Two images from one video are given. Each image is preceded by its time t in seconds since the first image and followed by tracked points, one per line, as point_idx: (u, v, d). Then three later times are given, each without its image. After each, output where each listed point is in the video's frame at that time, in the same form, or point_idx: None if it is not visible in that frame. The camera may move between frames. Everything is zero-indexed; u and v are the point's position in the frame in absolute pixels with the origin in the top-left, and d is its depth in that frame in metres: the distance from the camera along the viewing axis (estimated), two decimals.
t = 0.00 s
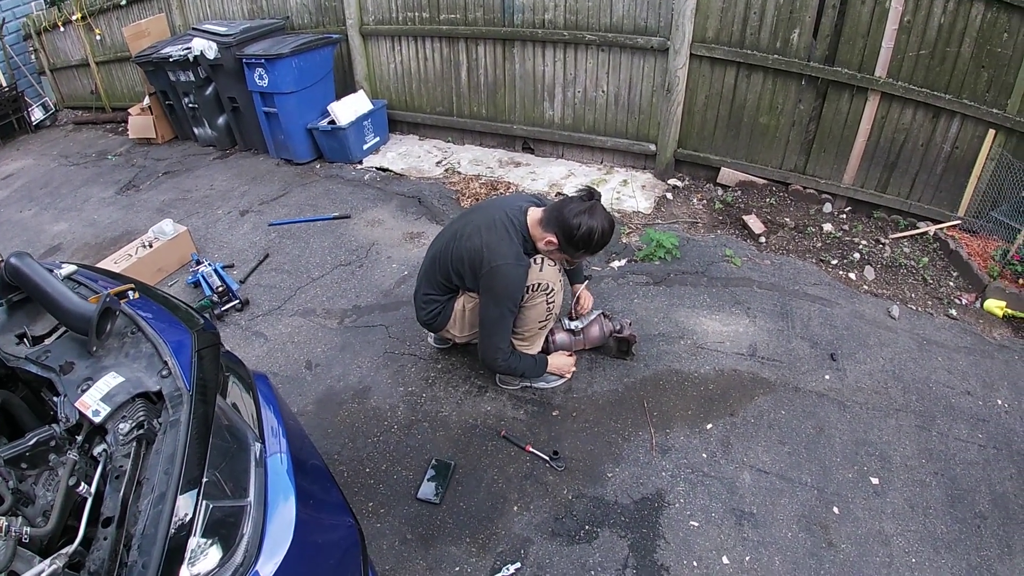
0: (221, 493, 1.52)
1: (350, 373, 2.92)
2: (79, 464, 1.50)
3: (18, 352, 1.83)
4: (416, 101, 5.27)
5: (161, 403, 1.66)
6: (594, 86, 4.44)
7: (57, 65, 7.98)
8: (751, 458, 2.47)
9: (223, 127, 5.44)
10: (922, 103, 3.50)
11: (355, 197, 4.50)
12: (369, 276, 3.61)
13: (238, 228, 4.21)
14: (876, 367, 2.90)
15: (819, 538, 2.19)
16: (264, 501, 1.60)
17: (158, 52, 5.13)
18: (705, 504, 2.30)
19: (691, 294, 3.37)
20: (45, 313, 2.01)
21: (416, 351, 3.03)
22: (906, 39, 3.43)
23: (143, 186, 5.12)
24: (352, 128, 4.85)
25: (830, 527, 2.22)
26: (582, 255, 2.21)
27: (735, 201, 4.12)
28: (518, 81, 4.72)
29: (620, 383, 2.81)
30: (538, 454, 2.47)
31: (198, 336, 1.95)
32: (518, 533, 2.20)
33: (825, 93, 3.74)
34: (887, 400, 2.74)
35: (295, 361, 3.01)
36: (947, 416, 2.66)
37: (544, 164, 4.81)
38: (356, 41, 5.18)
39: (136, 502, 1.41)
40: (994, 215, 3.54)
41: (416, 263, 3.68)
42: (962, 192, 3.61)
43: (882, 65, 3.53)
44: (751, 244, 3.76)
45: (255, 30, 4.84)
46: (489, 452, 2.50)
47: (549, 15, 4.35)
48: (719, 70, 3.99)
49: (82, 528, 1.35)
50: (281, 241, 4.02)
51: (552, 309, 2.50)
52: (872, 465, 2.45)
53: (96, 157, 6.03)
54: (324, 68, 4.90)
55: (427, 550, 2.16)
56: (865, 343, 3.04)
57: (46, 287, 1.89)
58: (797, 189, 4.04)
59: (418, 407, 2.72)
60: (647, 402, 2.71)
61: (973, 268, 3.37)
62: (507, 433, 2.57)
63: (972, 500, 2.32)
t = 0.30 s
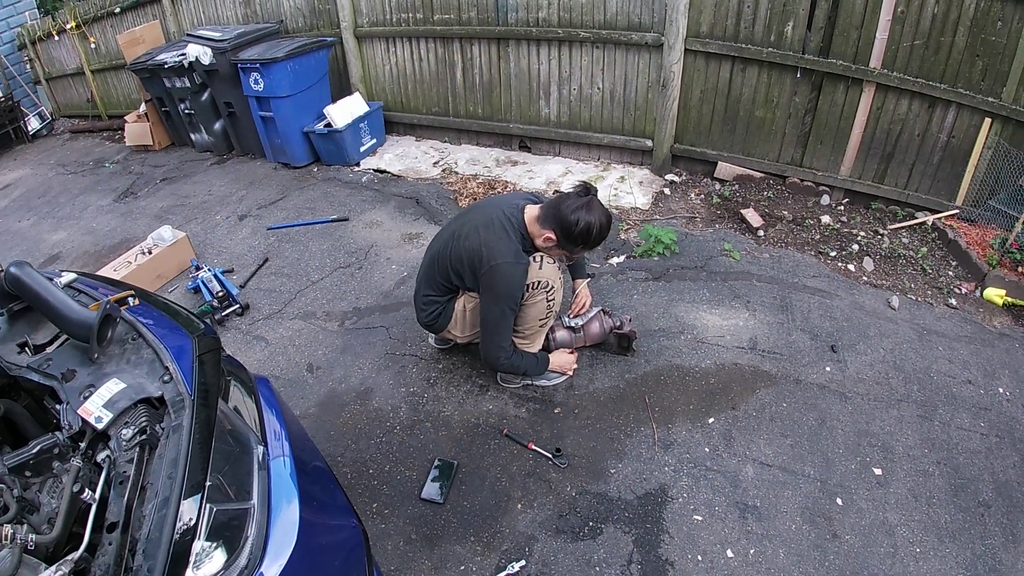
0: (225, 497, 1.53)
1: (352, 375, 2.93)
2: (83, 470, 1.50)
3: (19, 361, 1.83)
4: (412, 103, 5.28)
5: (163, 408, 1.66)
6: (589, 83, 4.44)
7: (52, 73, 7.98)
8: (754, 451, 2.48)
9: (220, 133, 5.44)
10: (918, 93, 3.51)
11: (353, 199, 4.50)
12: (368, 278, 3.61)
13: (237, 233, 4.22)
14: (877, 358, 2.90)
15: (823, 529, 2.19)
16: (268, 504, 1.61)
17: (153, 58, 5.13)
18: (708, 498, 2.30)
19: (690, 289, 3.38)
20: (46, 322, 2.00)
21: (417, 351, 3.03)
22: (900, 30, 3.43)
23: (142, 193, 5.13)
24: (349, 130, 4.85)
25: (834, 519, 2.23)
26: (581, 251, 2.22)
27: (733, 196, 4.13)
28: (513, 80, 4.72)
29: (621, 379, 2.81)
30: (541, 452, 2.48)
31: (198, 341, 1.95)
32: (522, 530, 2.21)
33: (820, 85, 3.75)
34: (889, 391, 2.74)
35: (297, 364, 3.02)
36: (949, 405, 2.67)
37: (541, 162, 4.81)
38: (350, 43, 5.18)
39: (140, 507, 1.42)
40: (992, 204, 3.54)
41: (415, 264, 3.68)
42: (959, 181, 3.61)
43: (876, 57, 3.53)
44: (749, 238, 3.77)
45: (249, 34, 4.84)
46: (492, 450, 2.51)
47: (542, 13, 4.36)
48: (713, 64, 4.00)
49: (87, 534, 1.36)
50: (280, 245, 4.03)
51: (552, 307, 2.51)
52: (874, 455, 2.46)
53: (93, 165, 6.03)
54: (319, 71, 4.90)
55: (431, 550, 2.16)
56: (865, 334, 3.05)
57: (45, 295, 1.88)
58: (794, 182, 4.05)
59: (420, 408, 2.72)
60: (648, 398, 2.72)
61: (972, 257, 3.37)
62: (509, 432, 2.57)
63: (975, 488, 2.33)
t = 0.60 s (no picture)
0: (226, 498, 1.54)
1: (353, 377, 2.93)
2: (86, 473, 1.50)
3: (21, 365, 1.84)
4: (410, 104, 5.28)
5: (164, 411, 1.67)
6: (587, 82, 4.45)
7: (51, 79, 8.00)
8: (755, 448, 2.48)
9: (219, 136, 5.45)
10: (915, 88, 3.51)
11: (353, 201, 4.50)
12: (368, 280, 3.62)
13: (237, 236, 4.22)
14: (877, 353, 2.91)
15: (825, 525, 2.19)
16: (270, 505, 1.62)
17: (151, 63, 5.14)
18: (710, 495, 2.30)
19: (690, 287, 3.38)
20: (47, 327, 2.01)
21: (418, 352, 3.04)
22: (897, 25, 3.43)
23: (142, 197, 5.14)
24: (348, 133, 4.86)
25: (836, 515, 2.23)
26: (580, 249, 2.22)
27: (732, 193, 4.13)
28: (511, 80, 4.73)
29: (622, 377, 2.82)
30: (542, 451, 2.48)
31: (199, 343, 1.96)
32: (524, 530, 2.21)
33: (818, 82, 3.75)
34: (890, 386, 2.74)
35: (298, 366, 3.02)
36: (950, 400, 2.67)
37: (540, 162, 4.82)
38: (348, 46, 5.18)
39: (142, 508, 1.42)
40: (991, 198, 3.54)
41: (415, 265, 3.69)
42: (958, 176, 3.61)
43: (873, 52, 3.53)
44: (749, 235, 3.77)
45: (247, 38, 4.86)
46: (493, 450, 2.51)
47: (539, 13, 4.36)
48: (711, 62, 4.00)
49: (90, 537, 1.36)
50: (280, 247, 4.03)
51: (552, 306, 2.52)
52: (876, 451, 2.46)
53: (93, 170, 6.04)
54: (317, 74, 4.91)
55: (434, 550, 2.17)
56: (866, 330, 3.05)
57: (48, 300, 1.90)
58: (793, 179, 4.04)
59: (421, 409, 2.73)
60: (649, 396, 2.72)
61: (971, 252, 3.38)
62: (510, 431, 2.58)
63: (977, 483, 2.33)
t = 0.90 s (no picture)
0: (230, 504, 1.54)
1: (358, 383, 2.94)
2: (92, 482, 1.53)
3: (26, 377, 1.85)
4: (410, 110, 5.30)
5: (168, 419, 1.68)
6: (586, 84, 4.45)
7: (52, 93, 8.04)
8: (761, 446, 2.48)
9: (221, 146, 5.47)
10: (915, 81, 3.50)
11: (356, 208, 4.52)
12: (372, 286, 3.63)
13: (241, 246, 4.24)
14: (882, 348, 2.90)
15: (833, 521, 2.19)
16: (274, 512, 1.62)
17: (151, 75, 5.17)
18: (717, 494, 2.30)
19: (694, 286, 3.38)
20: (52, 338, 2.02)
21: (423, 357, 3.04)
22: (895, 19, 3.43)
23: (145, 209, 5.16)
24: (349, 140, 4.88)
25: (843, 511, 2.23)
26: (584, 249, 2.22)
27: (734, 191, 4.13)
28: (511, 84, 4.74)
29: (627, 378, 2.82)
30: (549, 453, 2.48)
31: (203, 352, 1.97)
32: (532, 532, 2.21)
33: (816, 77, 3.75)
34: (895, 380, 2.74)
35: (304, 374, 3.03)
36: (956, 393, 2.66)
37: (541, 164, 4.82)
38: (347, 53, 5.20)
39: (147, 516, 1.43)
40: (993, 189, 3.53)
41: (419, 271, 3.70)
42: (960, 168, 3.59)
43: (871, 47, 3.53)
44: (751, 233, 3.77)
45: (247, 48, 4.87)
46: (499, 453, 2.52)
47: (537, 16, 4.37)
48: (710, 60, 4.00)
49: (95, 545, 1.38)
50: (285, 256, 4.05)
51: (556, 308, 2.53)
52: (883, 446, 2.46)
53: (96, 183, 6.07)
54: (317, 82, 4.93)
55: (442, 554, 2.17)
56: (871, 325, 3.04)
57: (50, 311, 1.89)
58: (794, 175, 4.04)
59: (426, 413, 2.74)
60: (654, 396, 2.72)
61: (975, 244, 3.37)
62: (516, 434, 2.58)
63: (985, 475, 2.33)
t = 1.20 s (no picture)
0: (269, 517, 1.56)
1: (387, 395, 2.96)
2: (128, 496, 1.54)
3: (59, 394, 1.89)
4: (430, 122, 5.34)
5: (203, 433, 1.70)
6: (604, 91, 4.47)
7: (73, 113, 8.18)
8: (790, 450, 2.47)
9: (243, 162, 5.54)
10: (932, 78, 3.48)
11: (377, 221, 4.56)
12: (396, 298, 3.66)
13: (265, 260, 4.29)
14: (909, 348, 2.88)
15: (864, 524, 2.18)
16: (311, 524, 1.64)
17: (172, 93, 5.25)
18: (747, 499, 2.30)
19: (718, 290, 3.37)
20: (84, 354, 2.05)
21: (450, 368, 3.06)
22: (910, 16, 3.41)
23: (168, 225, 5.23)
24: (370, 153, 4.92)
25: (874, 513, 2.21)
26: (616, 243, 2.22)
27: (754, 194, 4.12)
28: (528, 93, 4.76)
29: (654, 384, 2.82)
30: (578, 461, 2.49)
31: (235, 366, 2.00)
32: (562, 540, 2.22)
33: (834, 78, 3.74)
34: (923, 381, 2.72)
35: (332, 386, 3.06)
36: (984, 392, 2.64)
37: (561, 173, 4.84)
38: (366, 68, 5.25)
39: (186, 529, 1.46)
40: (1015, 184, 3.49)
41: (442, 282, 3.72)
42: (981, 163, 3.57)
43: (888, 45, 3.52)
44: (773, 236, 3.76)
45: (267, 65, 4.94)
46: (528, 462, 2.53)
47: (552, 25, 4.39)
48: (726, 64, 4.00)
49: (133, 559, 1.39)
50: (308, 269, 4.09)
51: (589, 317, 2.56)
52: (912, 447, 2.44)
53: (119, 200, 6.16)
54: (337, 97, 4.98)
55: (473, 563, 2.18)
56: (896, 325, 3.02)
57: (83, 329, 1.93)
58: (815, 176, 4.02)
59: (455, 423, 2.75)
60: (682, 402, 2.72)
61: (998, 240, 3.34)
62: (544, 443, 2.59)
63: (1016, 474, 2.30)
